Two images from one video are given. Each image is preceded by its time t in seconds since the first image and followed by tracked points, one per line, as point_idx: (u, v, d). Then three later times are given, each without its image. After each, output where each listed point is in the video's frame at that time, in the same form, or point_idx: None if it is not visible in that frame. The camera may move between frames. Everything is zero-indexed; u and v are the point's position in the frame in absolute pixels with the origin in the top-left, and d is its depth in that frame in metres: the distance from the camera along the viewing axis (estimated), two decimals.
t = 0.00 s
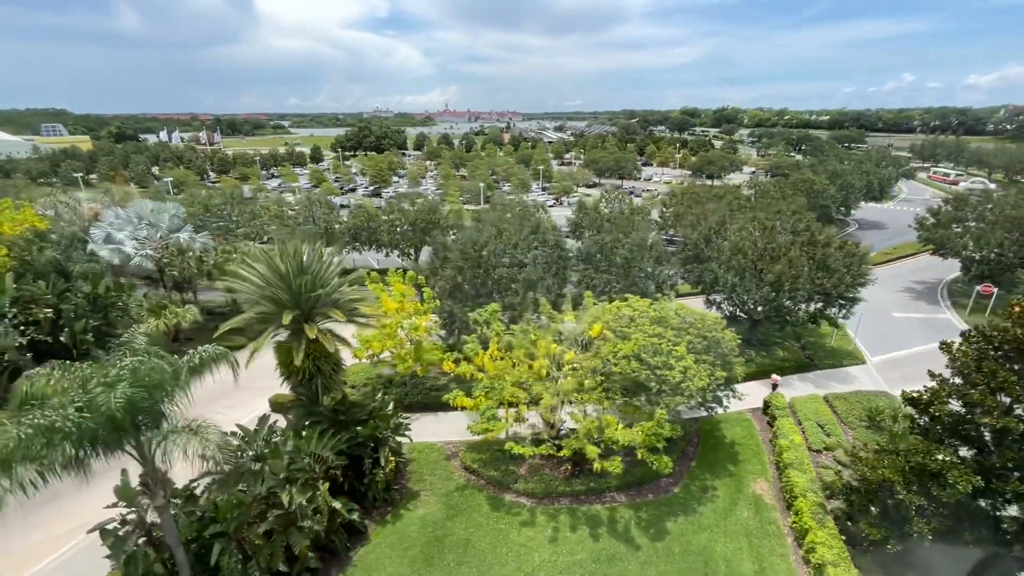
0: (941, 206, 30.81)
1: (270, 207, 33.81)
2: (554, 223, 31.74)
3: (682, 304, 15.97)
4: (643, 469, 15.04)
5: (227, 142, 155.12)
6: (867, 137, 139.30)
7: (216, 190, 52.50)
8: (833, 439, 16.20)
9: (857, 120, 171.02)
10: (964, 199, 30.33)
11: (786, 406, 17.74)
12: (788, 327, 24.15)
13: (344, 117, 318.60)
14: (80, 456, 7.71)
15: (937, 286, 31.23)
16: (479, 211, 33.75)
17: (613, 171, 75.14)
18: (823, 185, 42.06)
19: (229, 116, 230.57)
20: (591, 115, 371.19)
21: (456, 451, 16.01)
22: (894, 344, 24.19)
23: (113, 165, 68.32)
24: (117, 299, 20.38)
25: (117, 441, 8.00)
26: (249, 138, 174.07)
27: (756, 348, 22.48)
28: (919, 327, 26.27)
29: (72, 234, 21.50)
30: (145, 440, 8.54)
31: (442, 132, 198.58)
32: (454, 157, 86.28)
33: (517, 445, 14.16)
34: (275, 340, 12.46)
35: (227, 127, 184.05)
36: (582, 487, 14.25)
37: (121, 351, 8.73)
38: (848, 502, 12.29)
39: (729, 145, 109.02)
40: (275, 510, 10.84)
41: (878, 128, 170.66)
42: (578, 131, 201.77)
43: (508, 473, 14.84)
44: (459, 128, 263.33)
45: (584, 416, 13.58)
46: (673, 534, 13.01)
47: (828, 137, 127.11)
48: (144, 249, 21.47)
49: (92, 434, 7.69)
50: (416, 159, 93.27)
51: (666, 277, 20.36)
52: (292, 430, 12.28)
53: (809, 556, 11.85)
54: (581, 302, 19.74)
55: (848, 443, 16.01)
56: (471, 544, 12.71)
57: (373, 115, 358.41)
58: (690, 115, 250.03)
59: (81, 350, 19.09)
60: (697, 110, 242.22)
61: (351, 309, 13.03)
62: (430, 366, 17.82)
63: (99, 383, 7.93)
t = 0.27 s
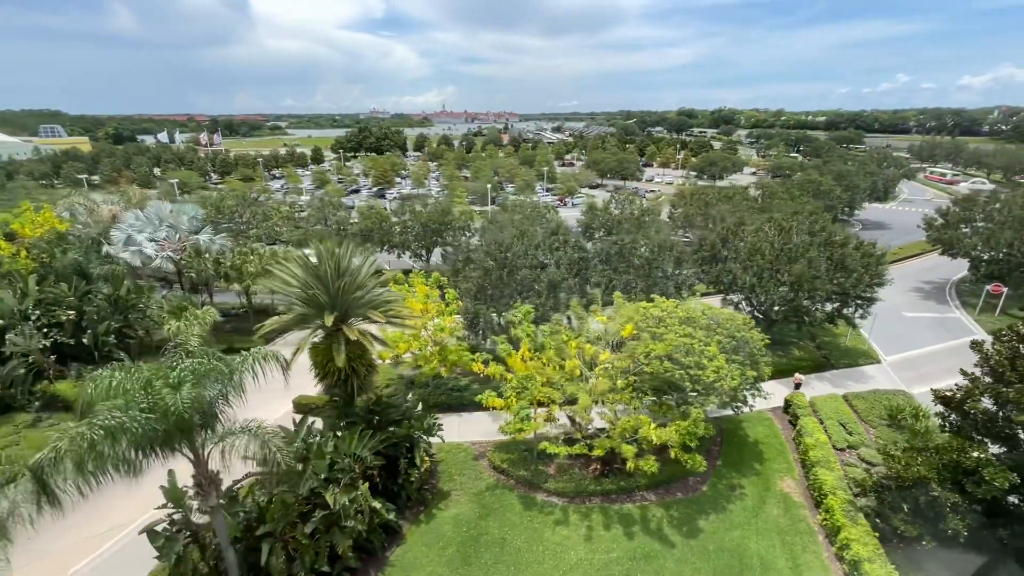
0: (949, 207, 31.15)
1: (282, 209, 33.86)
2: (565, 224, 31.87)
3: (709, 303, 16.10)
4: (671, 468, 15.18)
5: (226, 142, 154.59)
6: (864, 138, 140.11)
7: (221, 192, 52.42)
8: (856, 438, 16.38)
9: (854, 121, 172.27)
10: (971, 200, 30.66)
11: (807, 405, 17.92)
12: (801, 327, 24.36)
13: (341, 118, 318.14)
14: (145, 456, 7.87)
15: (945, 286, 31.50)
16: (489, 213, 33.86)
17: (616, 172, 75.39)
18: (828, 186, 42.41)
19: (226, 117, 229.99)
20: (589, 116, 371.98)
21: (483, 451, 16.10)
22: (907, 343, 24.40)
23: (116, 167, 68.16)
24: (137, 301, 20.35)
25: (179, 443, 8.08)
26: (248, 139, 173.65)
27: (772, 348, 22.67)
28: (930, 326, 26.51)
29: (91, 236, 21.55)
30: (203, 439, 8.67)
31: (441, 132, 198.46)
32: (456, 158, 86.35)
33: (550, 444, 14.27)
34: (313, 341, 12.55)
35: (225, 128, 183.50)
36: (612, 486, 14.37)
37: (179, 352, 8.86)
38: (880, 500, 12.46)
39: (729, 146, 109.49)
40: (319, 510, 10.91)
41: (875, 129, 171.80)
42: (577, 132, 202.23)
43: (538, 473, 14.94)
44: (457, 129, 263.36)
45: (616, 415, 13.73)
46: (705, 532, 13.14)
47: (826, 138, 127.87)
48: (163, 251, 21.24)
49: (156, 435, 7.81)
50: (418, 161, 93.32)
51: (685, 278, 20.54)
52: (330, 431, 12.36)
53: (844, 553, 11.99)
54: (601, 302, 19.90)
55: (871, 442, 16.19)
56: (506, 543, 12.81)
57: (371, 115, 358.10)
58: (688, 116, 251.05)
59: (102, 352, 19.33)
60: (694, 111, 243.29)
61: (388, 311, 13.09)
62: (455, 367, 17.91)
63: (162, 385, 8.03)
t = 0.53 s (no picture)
0: (956, 206, 31.47)
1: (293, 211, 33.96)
2: (577, 224, 32.02)
3: (733, 303, 16.27)
4: (698, 465, 15.32)
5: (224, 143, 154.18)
6: (862, 137, 140.84)
7: (227, 193, 52.46)
8: (877, 435, 16.59)
9: (851, 120, 173.21)
10: (979, 199, 30.97)
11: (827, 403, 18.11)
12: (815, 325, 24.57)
13: (339, 118, 317.57)
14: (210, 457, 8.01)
15: (954, 284, 31.77)
16: (500, 214, 34.04)
17: (618, 172, 75.54)
18: (833, 185, 42.70)
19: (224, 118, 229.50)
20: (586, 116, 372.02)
21: (511, 450, 16.21)
22: (920, 342, 24.63)
23: (118, 168, 68.09)
24: (158, 302, 20.44)
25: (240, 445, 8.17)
26: (246, 139, 173.18)
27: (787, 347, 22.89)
28: (941, 325, 26.75)
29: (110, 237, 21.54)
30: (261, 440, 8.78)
31: (439, 133, 198.44)
32: (458, 158, 86.36)
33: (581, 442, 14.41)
34: (349, 342, 12.65)
35: (223, 128, 182.90)
36: (642, 483, 14.51)
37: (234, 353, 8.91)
38: (910, 496, 12.67)
39: (729, 146, 109.95)
40: (362, 510, 11.01)
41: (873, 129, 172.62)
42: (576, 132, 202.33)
43: (567, 471, 15.08)
44: (455, 129, 263.13)
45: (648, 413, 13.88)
46: (737, 529, 13.29)
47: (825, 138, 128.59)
48: (183, 251, 21.61)
49: (220, 436, 7.95)
50: (420, 161, 93.38)
51: (703, 277, 20.76)
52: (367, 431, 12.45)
53: (877, 548, 12.15)
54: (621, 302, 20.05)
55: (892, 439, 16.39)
56: (541, 541, 12.94)
57: (368, 116, 357.73)
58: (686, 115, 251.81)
59: (124, 353, 19.42)
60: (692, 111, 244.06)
61: (420, 309, 13.18)
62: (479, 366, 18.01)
63: (224, 387, 8.12)
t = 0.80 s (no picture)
0: (964, 204, 31.75)
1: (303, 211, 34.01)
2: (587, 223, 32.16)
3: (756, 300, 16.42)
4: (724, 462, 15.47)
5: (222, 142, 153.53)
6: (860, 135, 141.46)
7: (232, 192, 52.41)
8: (898, 431, 16.79)
9: (848, 118, 173.77)
10: (986, 197, 31.26)
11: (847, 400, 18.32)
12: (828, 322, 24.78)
13: (336, 117, 316.65)
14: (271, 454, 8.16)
15: (961, 281, 32.05)
16: (510, 213, 34.16)
17: (620, 171, 75.69)
18: (839, 183, 42.96)
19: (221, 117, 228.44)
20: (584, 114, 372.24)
21: (537, 448, 16.33)
22: (932, 339, 24.84)
23: (120, 168, 67.88)
24: (178, 302, 20.50)
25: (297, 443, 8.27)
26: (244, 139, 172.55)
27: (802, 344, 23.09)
28: (951, 321, 26.99)
29: (129, 238, 21.57)
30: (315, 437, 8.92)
31: (438, 132, 198.25)
32: (460, 157, 86.39)
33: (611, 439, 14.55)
34: (383, 342, 12.71)
35: (220, 127, 182.25)
36: (670, 480, 14.66)
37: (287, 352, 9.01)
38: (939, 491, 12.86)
39: (729, 145, 110.34)
40: (404, 508, 11.12)
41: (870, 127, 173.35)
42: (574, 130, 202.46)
43: (595, 468, 15.20)
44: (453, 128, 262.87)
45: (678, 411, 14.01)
46: (768, 524, 13.45)
47: (824, 135, 128.87)
48: (201, 252, 21.50)
49: (279, 433, 8.10)
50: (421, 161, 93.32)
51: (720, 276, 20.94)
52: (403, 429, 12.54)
53: (908, 542, 12.32)
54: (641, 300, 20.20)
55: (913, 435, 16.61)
56: (575, 538, 13.07)
57: (365, 115, 356.87)
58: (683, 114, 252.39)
59: (145, 353, 19.48)
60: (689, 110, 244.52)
61: (452, 307, 13.23)
62: (501, 365, 18.09)
63: (282, 385, 8.23)
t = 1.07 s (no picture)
0: (970, 201, 32.05)
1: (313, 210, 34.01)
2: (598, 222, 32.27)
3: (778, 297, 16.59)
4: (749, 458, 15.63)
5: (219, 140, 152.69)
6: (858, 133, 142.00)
7: (236, 191, 52.27)
8: (917, 426, 17.00)
9: (846, 116, 174.40)
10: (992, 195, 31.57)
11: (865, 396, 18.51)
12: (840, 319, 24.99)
13: (333, 115, 315.62)
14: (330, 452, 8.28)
15: (967, 278, 32.36)
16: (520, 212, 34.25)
17: (622, 169, 75.83)
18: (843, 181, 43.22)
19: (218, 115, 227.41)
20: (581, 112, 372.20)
21: (562, 445, 16.45)
22: (943, 335, 25.06)
23: (121, 167, 67.58)
24: (197, 302, 20.50)
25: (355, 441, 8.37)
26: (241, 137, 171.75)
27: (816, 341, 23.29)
28: (960, 318, 27.24)
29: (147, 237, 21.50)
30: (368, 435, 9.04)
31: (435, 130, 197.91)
32: (461, 156, 86.32)
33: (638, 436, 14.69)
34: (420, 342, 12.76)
35: (217, 126, 181.35)
36: (696, 476, 14.81)
37: (337, 350, 9.04)
38: (965, 485, 13.06)
39: (729, 142, 110.62)
40: (444, 504, 11.23)
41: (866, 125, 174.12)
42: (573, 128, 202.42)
43: (621, 465, 15.33)
44: (450, 126, 262.33)
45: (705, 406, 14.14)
46: (796, 518, 13.62)
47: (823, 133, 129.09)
48: (220, 252, 21.42)
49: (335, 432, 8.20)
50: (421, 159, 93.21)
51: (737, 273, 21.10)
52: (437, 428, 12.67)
53: (936, 536, 12.51)
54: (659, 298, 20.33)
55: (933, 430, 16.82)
56: (607, 533, 13.20)
57: (362, 113, 355.72)
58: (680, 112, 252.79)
59: (165, 353, 19.45)
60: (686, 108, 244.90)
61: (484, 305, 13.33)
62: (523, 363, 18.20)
63: (339, 383, 8.34)
